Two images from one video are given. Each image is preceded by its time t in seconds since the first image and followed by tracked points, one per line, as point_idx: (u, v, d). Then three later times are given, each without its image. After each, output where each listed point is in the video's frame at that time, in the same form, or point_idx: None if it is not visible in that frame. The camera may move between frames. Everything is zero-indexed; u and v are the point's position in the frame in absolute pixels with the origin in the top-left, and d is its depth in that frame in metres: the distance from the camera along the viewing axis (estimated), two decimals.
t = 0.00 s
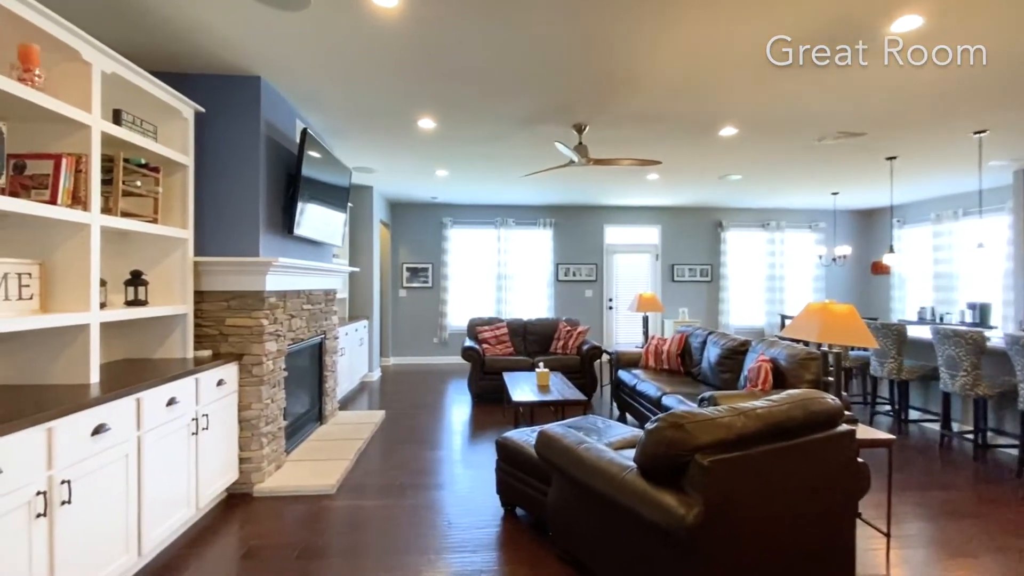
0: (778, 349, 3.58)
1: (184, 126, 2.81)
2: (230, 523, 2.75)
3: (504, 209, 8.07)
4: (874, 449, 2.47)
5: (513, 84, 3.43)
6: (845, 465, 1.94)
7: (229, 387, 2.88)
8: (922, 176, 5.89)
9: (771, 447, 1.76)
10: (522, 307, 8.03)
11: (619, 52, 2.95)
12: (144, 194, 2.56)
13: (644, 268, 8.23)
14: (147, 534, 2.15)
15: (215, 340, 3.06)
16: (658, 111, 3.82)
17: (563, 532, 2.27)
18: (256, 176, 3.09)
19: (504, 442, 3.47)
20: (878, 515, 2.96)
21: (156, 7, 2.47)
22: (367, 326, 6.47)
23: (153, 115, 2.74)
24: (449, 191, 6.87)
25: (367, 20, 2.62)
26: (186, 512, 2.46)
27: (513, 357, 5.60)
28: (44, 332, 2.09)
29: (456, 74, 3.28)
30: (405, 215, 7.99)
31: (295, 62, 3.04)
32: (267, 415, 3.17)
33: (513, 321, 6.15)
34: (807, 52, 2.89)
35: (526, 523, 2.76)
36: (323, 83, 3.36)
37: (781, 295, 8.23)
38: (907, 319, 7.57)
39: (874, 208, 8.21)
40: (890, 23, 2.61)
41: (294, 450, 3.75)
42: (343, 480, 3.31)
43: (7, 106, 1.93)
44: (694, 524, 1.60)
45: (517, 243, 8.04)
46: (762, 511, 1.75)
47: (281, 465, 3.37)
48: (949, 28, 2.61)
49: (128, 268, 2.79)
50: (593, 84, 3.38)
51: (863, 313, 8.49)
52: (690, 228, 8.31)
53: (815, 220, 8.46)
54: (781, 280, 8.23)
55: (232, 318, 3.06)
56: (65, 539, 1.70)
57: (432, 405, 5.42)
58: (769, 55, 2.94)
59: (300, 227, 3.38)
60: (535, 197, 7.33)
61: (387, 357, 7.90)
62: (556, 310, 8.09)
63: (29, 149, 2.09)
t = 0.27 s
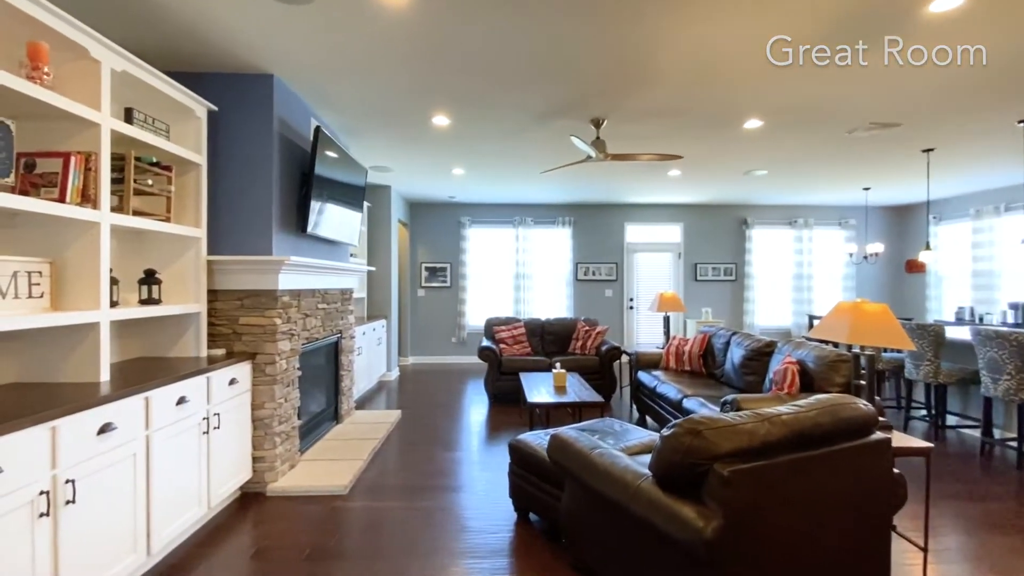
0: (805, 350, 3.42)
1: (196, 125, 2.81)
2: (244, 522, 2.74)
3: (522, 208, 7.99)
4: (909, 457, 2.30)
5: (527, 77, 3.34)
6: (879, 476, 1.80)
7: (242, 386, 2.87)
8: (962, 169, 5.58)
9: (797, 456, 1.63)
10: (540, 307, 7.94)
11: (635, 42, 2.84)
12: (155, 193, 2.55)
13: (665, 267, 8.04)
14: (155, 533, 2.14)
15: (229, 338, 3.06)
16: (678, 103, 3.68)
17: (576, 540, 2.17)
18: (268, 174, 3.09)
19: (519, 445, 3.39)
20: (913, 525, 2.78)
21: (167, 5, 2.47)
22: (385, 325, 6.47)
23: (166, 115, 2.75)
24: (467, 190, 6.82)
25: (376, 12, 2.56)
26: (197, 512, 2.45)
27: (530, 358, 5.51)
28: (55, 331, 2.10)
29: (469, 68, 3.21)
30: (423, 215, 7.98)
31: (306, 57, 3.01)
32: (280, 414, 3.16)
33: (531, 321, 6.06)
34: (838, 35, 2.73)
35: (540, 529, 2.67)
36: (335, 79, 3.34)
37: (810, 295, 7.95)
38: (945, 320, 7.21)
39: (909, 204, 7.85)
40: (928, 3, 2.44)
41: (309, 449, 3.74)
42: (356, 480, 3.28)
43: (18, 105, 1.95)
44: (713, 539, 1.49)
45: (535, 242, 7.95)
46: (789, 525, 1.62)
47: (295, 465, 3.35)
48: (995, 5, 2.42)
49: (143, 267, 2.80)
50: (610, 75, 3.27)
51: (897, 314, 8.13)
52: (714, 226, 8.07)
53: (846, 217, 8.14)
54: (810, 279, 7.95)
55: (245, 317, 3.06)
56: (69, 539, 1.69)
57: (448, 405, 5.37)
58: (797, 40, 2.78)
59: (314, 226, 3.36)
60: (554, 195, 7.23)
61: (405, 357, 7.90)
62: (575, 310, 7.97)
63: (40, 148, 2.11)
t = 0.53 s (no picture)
0: (831, 353, 3.27)
1: (208, 124, 2.81)
2: (255, 521, 2.73)
3: (540, 206, 7.90)
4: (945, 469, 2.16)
5: (540, 71, 3.26)
6: (914, 490, 1.67)
7: (253, 385, 2.86)
8: (1003, 163, 5.29)
9: (824, 470, 1.52)
10: (558, 306, 7.85)
11: (649, 33, 2.74)
12: (165, 191, 2.56)
13: (687, 266, 7.86)
14: (163, 533, 2.14)
15: (242, 337, 3.05)
16: (698, 96, 3.55)
17: (588, 550, 2.08)
18: (280, 173, 3.08)
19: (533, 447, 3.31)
20: (947, 539, 2.62)
21: (175, 4, 2.46)
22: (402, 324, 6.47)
23: (179, 114, 2.75)
24: (485, 188, 6.75)
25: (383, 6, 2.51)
26: (207, 510, 2.45)
27: (547, 357, 5.43)
28: (64, 330, 2.12)
29: (480, 62, 3.14)
30: (441, 214, 7.95)
31: (316, 53, 2.98)
32: (293, 413, 3.14)
33: (548, 321, 5.98)
34: (867, 22, 2.58)
35: (553, 537, 2.58)
36: (346, 76, 3.30)
37: (837, 295, 7.68)
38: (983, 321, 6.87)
39: (946, 200, 7.50)
40: None
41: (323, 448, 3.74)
42: (368, 480, 3.25)
43: (27, 105, 1.99)
44: (730, 559, 1.39)
45: (553, 241, 7.85)
46: (814, 542, 1.51)
47: (309, 464, 3.33)
48: None
49: (156, 265, 2.81)
50: (625, 68, 3.16)
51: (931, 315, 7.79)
52: (738, 224, 7.86)
53: (877, 214, 7.84)
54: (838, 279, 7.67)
55: (258, 316, 3.05)
56: (69, 541, 1.70)
57: (465, 405, 5.32)
58: (822, 28, 2.64)
59: (326, 224, 3.33)
60: (571, 193, 7.12)
61: (423, 355, 7.89)
62: (593, 309, 7.85)
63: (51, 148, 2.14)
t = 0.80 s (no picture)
0: (863, 356, 3.08)
1: (218, 122, 2.81)
2: (264, 520, 2.71)
3: (558, 204, 7.79)
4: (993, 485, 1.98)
5: (553, 63, 3.16)
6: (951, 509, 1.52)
7: (262, 384, 2.85)
8: None
9: (852, 487, 1.37)
10: (576, 305, 7.73)
11: (668, 19, 2.61)
12: (175, 190, 2.57)
13: (709, 264, 7.64)
14: (168, 532, 2.13)
15: (252, 336, 3.06)
16: (719, 86, 3.40)
17: (595, 560, 1.99)
18: (290, 171, 3.07)
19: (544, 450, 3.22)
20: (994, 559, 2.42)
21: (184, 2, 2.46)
22: (418, 323, 6.46)
23: (190, 113, 2.76)
24: (501, 186, 6.69)
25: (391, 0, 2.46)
26: (215, 509, 2.45)
27: (563, 358, 5.33)
28: (75, 328, 2.14)
29: (491, 56, 3.07)
30: (457, 212, 7.92)
31: (325, 51, 2.95)
32: (303, 412, 3.13)
33: (564, 320, 5.88)
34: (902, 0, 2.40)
35: (563, 544, 2.49)
36: (356, 73, 3.27)
37: (869, 294, 7.34)
38: None
39: (987, 193, 7.10)
40: None
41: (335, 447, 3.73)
42: (377, 481, 3.21)
43: (36, 104, 2.00)
44: None
45: (571, 239, 7.74)
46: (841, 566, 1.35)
47: (319, 463, 3.32)
48: None
49: (168, 264, 2.83)
50: (641, 57, 3.03)
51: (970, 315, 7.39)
52: (763, 220, 7.59)
53: (911, 209, 7.47)
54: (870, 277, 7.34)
55: (269, 314, 3.05)
56: (72, 539, 1.69)
57: (479, 405, 5.27)
58: (853, 8, 2.47)
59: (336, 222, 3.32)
60: (590, 190, 6.99)
61: (440, 354, 7.88)
62: (612, 308, 7.71)
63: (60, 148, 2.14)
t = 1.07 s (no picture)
0: (892, 359, 2.91)
1: (227, 122, 2.83)
2: (272, 519, 2.71)
3: (576, 202, 7.68)
4: None
5: (563, 56, 3.07)
6: (983, 527, 1.39)
7: (270, 383, 2.85)
8: None
9: (873, 503, 1.26)
10: (594, 305, 7.61)
11: (681, 7, 2.50)
12: (183, 189, 2.58)
13: (732, 262, 7.42)
14: (173, 530, 2.13)
15: (262, 335, 3.07)
16: (738, 76, 3.26)
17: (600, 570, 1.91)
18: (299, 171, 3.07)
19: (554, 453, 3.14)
20: None
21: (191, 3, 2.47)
22: (434, 322, 6.45)
23: (200, 113, 2.78)
24: (517, 184, 6.63)
25: None
26: (222, 507, 2.45)
27: (578, 358, 5.24)
28: (83, 326, 2.16)
29: (498, 50, 3.00)
30: (474, 212, 7.89)
31: (332, 48, 2.93)
32: (312, 411, 3.12)
33: (580, 320, 5.79)
34: None
35: (570, 551, 2.41)
36: (365, 70, 3.25)
37: (903, 293, 7.02)
38: None
39: None
40: None
41: (347, 446, 3.73)
42: (386, 482, 3.17)
43: (43, 106, 2.02)
44: None
45: (589, 238, 7.63)
46: None
47: (329, 462, 3.31)
48: None
49: (180, 263, 2.86)
50: (655, 48, 2.92)
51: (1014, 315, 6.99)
52: (788, 217, 7.34)
53: (949, 203, 7.10)
54: (903, 275, 7.02)
55: (278, 313, 3.05)
56: (72, 536, 1.70)
57: (493, 405, 5.23)
58: None
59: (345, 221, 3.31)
60: (607, 188, 6.86)
61: (457, 354, 7.87)
62: (631, 308, 7.56)
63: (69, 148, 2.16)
